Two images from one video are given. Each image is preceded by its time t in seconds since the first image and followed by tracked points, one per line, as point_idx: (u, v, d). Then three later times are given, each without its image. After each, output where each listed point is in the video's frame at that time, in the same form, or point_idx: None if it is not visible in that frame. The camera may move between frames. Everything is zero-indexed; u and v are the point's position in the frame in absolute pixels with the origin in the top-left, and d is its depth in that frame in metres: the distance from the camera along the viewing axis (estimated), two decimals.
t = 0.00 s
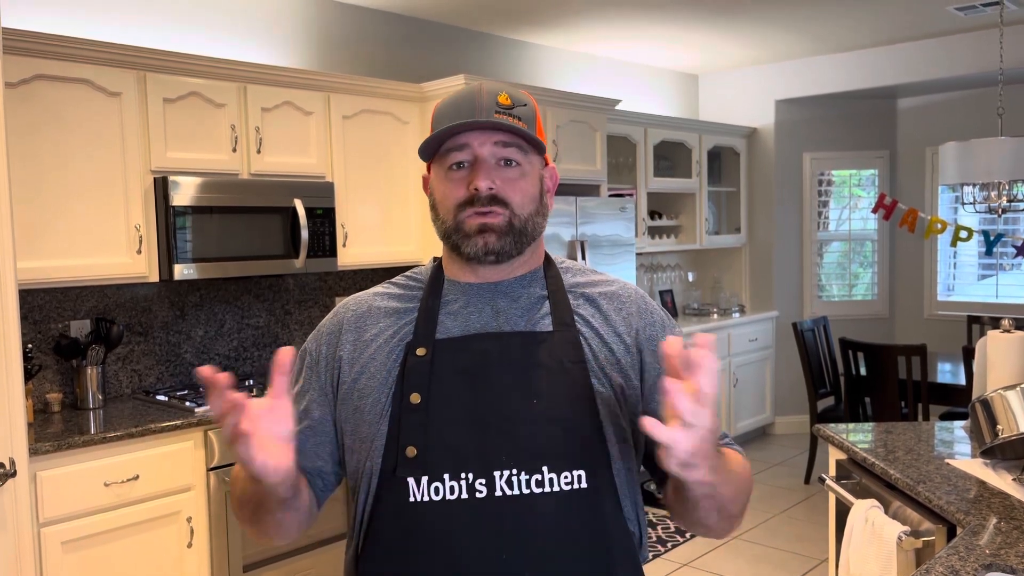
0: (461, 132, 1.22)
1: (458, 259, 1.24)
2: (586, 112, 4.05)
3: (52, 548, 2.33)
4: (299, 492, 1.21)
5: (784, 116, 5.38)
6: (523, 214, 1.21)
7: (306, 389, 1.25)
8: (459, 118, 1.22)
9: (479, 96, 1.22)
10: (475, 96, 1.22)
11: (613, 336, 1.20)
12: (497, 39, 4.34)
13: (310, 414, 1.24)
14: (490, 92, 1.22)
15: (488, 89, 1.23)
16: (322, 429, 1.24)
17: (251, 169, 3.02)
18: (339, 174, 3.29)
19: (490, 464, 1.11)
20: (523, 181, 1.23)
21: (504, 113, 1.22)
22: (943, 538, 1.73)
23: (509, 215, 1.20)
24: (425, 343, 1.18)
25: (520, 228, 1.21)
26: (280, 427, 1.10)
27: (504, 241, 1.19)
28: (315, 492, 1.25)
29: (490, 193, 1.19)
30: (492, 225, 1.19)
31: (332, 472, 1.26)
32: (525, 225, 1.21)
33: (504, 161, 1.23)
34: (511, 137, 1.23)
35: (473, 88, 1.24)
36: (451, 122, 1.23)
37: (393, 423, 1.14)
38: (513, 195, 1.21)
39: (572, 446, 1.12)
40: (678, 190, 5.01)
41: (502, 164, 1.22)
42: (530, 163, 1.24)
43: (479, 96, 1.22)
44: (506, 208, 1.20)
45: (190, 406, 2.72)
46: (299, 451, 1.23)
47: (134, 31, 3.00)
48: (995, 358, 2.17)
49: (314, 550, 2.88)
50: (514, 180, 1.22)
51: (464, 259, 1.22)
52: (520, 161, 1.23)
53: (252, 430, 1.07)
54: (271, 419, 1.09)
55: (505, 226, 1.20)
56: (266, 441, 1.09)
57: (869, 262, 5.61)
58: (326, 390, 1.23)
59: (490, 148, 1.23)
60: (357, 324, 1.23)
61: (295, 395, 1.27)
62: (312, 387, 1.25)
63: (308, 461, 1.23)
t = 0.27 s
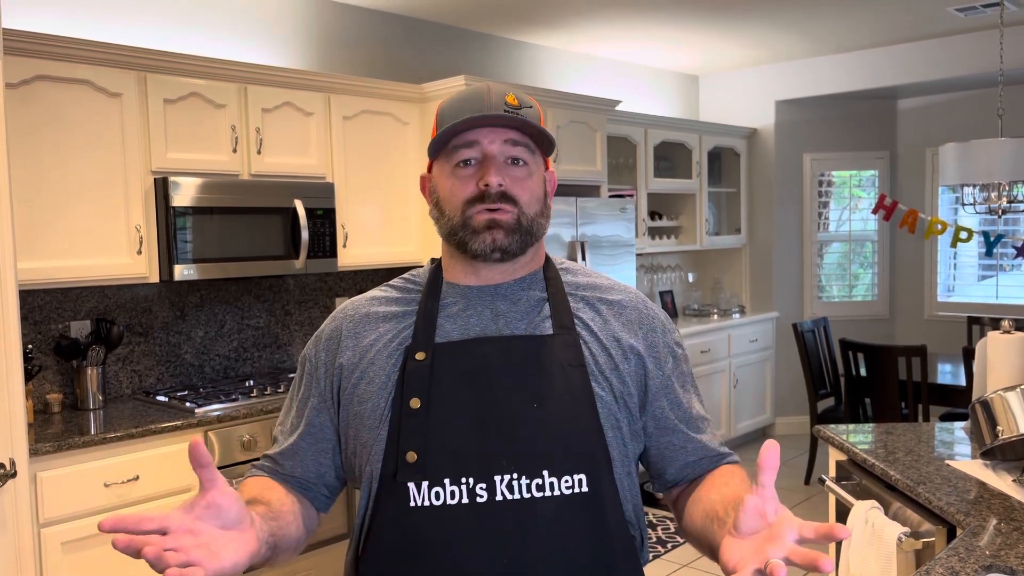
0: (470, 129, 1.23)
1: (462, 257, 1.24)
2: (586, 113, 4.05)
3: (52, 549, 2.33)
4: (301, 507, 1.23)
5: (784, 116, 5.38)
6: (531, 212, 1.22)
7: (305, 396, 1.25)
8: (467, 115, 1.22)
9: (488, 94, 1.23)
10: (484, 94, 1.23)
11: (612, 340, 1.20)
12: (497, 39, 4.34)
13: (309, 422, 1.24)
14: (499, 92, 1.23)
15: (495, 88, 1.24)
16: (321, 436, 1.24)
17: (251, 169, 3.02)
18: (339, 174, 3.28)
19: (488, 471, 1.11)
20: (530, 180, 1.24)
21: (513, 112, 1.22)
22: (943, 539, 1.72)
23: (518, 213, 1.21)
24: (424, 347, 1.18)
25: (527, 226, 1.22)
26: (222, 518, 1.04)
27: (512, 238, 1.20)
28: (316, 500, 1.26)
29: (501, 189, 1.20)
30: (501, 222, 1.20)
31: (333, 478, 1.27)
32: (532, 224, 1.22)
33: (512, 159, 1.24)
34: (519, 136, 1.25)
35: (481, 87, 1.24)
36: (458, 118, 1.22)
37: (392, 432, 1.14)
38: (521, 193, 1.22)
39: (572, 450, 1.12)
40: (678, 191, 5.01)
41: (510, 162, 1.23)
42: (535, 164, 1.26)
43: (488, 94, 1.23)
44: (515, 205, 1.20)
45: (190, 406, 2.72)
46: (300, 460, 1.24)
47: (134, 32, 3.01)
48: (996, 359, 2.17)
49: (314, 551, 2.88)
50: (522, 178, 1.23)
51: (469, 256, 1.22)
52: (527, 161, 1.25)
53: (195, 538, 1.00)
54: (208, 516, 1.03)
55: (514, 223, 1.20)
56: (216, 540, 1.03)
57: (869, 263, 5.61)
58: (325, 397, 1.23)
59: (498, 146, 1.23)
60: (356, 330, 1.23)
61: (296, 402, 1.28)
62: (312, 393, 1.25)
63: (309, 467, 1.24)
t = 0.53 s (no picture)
0: (463, 143, 1.22)
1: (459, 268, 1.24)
2: (586, 114, 4.05)
3: (52, 549, 2.33)
4: (304, 507, 1.23)
5: (784, 117, 5.38)
6: (526, 226, 1.22)
7: (306, 397, 1.26)
8: (461, 128, 1.22)
9: (484, 104, 1.21)
10: (479, 103, 1.21)
11: (614, 342, 1.20)
12: (497, 40, 4.34)
13: (311, 424, 1.24)
14: (496, 99, 1.21)
15: (493, 94, 1.22)
16: (322, 438, 1.24)
17: (251, 170, 3.02)
18: (340, 175, 3.29)
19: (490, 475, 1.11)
20: (527, 192, 1.23)
21: (509, 122, 1.22)
22: (943, 540, 1.73)
23: (513, 228, 1.21)
24: (426, 351, 1.18)
25: (524, 240, 1.22)
26: (229, 514, 1.05)
27: (507, 254, 1.20)
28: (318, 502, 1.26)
29: (494, 207, 1.20)
30: (495, 237, 1.20)
31: (336, 481, 1.27)
32: (528, 237, 1.22)
33: (508, 172, 1.23)
34: (516, 148, 1.23)
35: (477, 94, 1.23)
36: (453, 132, 1.22)
37: (394, 435, 1.14)
38: (517, 207, 1.21)
39: (574, 455, 1.12)
40: (678, 191, 5.01)
41: (506, 175, 1.23)
42: (533, 174, 1.25)
43: (483, 102, 1.21)
44: (510, 221, 1.20)
45: (190, 406, 2.72)
46: (301, 461, 1.24)
47: (134, 32, 3.01)
48: (996, 360, 2.17)
49: (314, 551, 2.88)
50: (518, 191, 1.22)
51: (465, 268, 1.22)
52: (524, 172, 1.24)
53: (202, 532, 1.00)
54: (216, 511, 1.04)
55: (509, 238, 1.20)
56: (223, 535, 1.03)
57: (870, 264, 5.61)
58: (327, 399, 1.24)
59: (494, 159, 1.23)
60: (357, 333, 1.23)
61: (298, 404, 1.28)
62: (313, 396, 1.25)
63: (311, 469, 1.24)
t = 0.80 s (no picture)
0: (465, 145, 1.22)
1: (460, 269, 1.25)
2: (587, 114, 4.05)
3: (52, 548, 2.33)
4: (306, 506, 1.23)
5: (785, 117, 5.39)
6: (528, 227, 1.22)
7: (307, 396, 1.26)
8: (463, 130, 1.21)
9: (486, 105, 1.21)
10: (481, 105, 1.21)
11: (615, 342, 1.20)
12: (498, 40, 4.34)
13: (311, 422, 1.24)
14: (499, 101, 1.21)
15: (495, 96, 1.22)
16: (323, 437, 1.24)
17: (251, 170, 3.02)
18: (340, 175, 3.29)
19: (491, 474, 1.11)
20: (529, 193, 1.23)
21: (511, 123, 1.22)
22: (943, 540, 1.73)
23: (515, 230, 1.21)
24: (427, 350, 1.18)
25: (526, 242, 1.22)
26: (233, 514, 1.05)
27: (509, 256, 1.20)
28: (321, 500, 1.26)
29: (496, 210, 1.20)
30: (497, 239, 1.20)
31: (337, 479, 1.27)
32: (530, 238, 1.22)
33: (510, 174, 1.23)
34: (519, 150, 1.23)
35: (479, 95, 1.23)
36: (456, 133, 1.22)
37: (395, 435, 1.14)
38: (519, 209, 1.21)
39: (575, 455, 1.12)
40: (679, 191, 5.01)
41: (508, 177, 1.23)
42: (535, 175, 1.25)
43: (486, 104, 1.21)
44: (512, 222, 1.20)
45: (190, 407, 2.72)
46: (302, 460, 1.24)
47: (135, 33, 3.01)
48: (996, 360, 2.17)
49: (314, 551, 2.88)
50: (520, 193, 1.22)
51: (466, 269, 1.23)
52: (526, 174, 1.24)
53: (206, 532, 1.00)
54: (219, 511, 1.04)
55: (511, 240, 1.20)
56: (227, 535, 1.03)
57: (870, 264, 5.61)
58: (328, 398, 1.24)
59: (496, 161, 1.22)
60: (358, 332, 1.24)
61: (299, 402, 1.28)
62: (314, 394, 1.25)
63: (312, 467, 1.24)
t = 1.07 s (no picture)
0: (468, 145, 1.21)
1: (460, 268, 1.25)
2: (587, 113, 4.05)
3: (52, 547, 2.33)
4: (306, 503, 1.23)
5: (785, 117, 5.39)
6: (529, 228, 1.22)
7: (308, 393, 1.26)
8: (465, 130, 1.21)
9: (489, 106, 1.21)
10: (484, 106, 1.21)
11: (614, 340, 1.21)
12: (498, 40, 4.35)
13: (312, 420, 1.24)
14: (502, 102, 1.22)
15: (498, 97, 1.22)
16: (324, 434, 1.24)
17: (252, 169, 3.02)
18: (340, 174, 3.29)
19: (490, 471, 1.11)
20: (530, 194, 1.24)
21: (514, 124, 1.22)
22: (943, 539, 1.73)
23: (516, 230, 1.21)
24: (427, 348, 1.18)
25: (526, 243, 1.22)
26: (234, 510, 1.06)
27: (509, 256, 1.20)
28: (321, 498, 1.26)
29: (498, 210, 1.20)
30: (498, 239, 1.20)
31: (337, 476, 1.27)
32: (530, 239, 1.22)
33: (512, 174, 1.23)
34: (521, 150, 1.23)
35: (483, 96, 1.23)
36: (459, 134, 1.22)
37: (395, 432, 1.15)
38: (520, 209, 1.22)
39: (574, 452, 1.13)
40: (679, 191, 5.01)
41: (509, 177, 1.23)
42: (537, 176, 1.25)
43: (489, 105, 1.22)
44: (513, 223, 1.21)
45: (190, 406, 2.72)
46: (303, 457, 1.24)
47: (136, 32, 3.01)
48: (996, 359, 2.17)
49: (314, 550, 2.88)
50: (521, 193, 1.23)
51: (466, 268, 1.23)
52: (528, 175, 1.24)
53: (210, 528, 1.01)
54: (221, 507, 1.04)
55: (511, 240, 1.21)
56: (229, 531, 1.03)
57: (870, 264, 5.61)
58: (329, 395, 1.24)
59: (498, 162, 1.22)
60: (358, 329, 1.24)
61: (300, 400, 1.28)
62: (314, 391, 1.25)
63: (312, 465, 1.25)
